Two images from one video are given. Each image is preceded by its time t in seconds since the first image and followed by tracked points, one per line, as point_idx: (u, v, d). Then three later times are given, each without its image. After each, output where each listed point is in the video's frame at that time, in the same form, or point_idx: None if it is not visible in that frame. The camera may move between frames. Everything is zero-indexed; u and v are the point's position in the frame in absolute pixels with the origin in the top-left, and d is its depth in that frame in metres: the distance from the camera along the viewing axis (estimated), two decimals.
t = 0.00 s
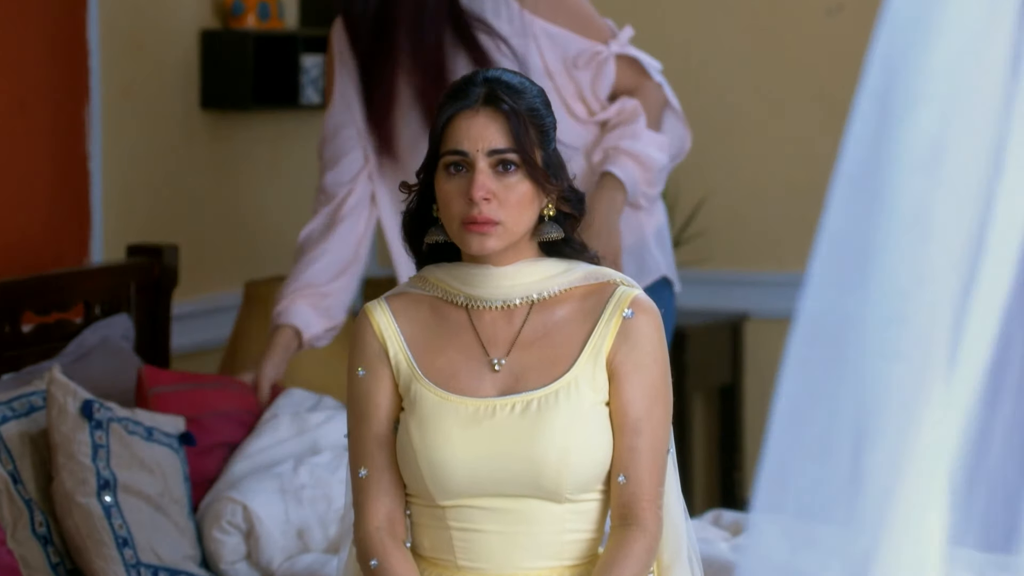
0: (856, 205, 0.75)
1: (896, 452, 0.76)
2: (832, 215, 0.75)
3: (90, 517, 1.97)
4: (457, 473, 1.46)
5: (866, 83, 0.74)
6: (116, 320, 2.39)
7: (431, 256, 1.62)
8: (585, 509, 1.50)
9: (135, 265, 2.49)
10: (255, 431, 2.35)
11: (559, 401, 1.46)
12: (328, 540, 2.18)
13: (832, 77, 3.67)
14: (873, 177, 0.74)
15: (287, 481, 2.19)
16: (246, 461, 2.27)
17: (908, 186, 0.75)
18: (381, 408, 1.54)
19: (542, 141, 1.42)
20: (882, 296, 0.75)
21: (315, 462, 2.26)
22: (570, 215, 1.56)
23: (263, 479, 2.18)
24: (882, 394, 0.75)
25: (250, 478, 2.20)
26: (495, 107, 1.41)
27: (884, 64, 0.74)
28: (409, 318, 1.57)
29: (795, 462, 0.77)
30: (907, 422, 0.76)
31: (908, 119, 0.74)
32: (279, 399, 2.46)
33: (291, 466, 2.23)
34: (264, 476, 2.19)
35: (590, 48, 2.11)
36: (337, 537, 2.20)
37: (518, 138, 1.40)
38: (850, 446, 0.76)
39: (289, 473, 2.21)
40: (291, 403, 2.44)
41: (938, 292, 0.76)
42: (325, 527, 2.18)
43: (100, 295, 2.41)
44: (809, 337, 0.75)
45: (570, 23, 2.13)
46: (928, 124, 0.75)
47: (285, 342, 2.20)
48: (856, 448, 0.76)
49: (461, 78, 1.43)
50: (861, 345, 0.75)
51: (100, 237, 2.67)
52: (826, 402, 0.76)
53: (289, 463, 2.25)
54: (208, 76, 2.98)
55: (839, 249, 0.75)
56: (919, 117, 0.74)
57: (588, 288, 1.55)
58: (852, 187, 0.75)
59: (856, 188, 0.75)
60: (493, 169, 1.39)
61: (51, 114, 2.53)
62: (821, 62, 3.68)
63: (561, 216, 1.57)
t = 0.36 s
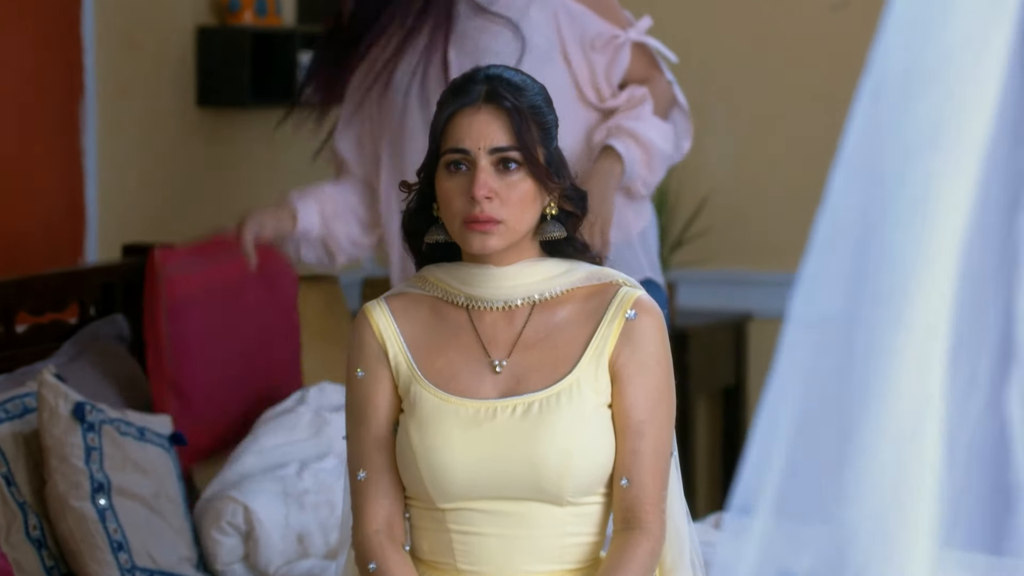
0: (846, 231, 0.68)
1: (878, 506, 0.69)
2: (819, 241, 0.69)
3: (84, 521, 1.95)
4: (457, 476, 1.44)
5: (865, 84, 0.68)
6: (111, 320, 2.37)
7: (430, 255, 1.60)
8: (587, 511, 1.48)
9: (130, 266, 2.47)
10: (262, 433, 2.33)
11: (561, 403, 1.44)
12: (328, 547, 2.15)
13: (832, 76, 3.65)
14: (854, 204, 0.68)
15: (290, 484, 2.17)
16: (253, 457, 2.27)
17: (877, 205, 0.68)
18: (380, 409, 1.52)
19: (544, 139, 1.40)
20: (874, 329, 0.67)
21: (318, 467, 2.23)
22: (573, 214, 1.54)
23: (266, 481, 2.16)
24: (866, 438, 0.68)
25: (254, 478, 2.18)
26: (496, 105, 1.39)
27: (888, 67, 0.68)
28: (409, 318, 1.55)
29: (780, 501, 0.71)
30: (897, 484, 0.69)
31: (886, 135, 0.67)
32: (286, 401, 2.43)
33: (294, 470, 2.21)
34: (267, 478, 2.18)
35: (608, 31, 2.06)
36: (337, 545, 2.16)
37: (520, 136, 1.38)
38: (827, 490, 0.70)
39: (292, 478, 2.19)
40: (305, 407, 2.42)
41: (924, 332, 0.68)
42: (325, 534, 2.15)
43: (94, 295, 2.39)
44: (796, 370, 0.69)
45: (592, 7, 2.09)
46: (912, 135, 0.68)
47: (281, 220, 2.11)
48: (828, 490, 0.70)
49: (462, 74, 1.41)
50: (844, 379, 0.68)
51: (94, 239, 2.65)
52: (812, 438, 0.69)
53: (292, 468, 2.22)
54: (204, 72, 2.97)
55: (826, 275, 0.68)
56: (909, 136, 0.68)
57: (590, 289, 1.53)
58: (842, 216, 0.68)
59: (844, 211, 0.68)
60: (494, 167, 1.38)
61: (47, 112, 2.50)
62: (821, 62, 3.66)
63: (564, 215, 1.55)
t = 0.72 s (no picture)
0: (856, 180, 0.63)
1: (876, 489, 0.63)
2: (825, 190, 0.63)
3: (79, 523, 1.92)
4: (457, 477, 1.42)
5: (859, 66, 0.63)
6: (106, 320, 2.33)
7: (432, 254, 1.58)
8: (589, 514, 1.47)
9: (124, 265, 2.41)
10: (232, 454, 2.33)
11: (562, 404, 1.42)
12: (323, 550, 2.11)
13: (831, 75, 3.65)
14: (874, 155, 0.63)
15: (278, 491, 2.16)
16: (221, 479, 2.28)
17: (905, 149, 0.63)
18: (380, 409, 1.51)
19: (546, 137, 1.40)
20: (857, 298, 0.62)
21: (304, 474, 2.22)
22: (575, 213, 1.53)
23: (255, 487, 2.15)
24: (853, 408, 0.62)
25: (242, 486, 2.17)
26: (498, 102, 1.39)
27: (884, 56, 0.63)
28: (409, 317, 1.53)
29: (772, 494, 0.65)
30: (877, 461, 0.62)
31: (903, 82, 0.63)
32: (248, 426, 2.44)
33: (280, 478, 2.20)
34: (255, 485, 2.16)
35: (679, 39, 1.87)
36: (333, 549, 2.12)
37: (523, 134, 1.38)
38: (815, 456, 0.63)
39: (279, 485, 2.18)
40: (275, 430, 2.42)
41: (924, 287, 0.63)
42: (318, 535, 2.12)
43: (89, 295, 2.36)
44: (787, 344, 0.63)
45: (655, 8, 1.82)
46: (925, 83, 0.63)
47: (351, 113, 1.99)
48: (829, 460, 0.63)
49: (465, 72, 1.42)
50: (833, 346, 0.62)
51: (89, 239, 2.62)
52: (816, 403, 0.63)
53: (278, 476, 2.21)
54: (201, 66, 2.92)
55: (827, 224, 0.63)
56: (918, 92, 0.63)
57: (593, 289, 1.52)
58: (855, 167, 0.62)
59: (838, 191, 0.63)
60: (497, 165, 1.38)
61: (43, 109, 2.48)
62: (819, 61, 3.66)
63: (566, 214, 1.53)
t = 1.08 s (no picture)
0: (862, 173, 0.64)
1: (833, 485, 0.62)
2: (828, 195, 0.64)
3: (74, 526, 1.90)
4: (457, 478, 1.41)
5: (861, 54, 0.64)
6: (100, 321, 2.29)
7: (434, 253, 1.57)
8: (590, 516, 1.45)
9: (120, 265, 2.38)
10: (230, 455, 2.30)
11: (564, 405, 1.41)
12: (321, 553, 2.11)
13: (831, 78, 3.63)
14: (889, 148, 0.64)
15: (276, 493, 2.14)
16: (218, 478, 2.25)
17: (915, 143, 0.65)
18: (379, 409, 1.49)
19: (550, 135, 1.42)
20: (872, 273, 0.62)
21: (302, 475, 2.21)
22: (579, 212, 1.51)
23: (253, 489, 2.13)
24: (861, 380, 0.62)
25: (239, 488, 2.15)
26: (502, 99, 1.41)
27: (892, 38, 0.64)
28: (410, 317, 1.52)
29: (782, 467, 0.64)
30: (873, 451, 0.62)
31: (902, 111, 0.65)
32: (245, 428, 2.41)
33: (278, 479, 2.19)
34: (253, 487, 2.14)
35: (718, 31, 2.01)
36: (331, 551, 2.12)
37: (527, 132, 1.40)
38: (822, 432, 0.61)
39: (277, 486, 2.16)
40: (272, 433, 2.39)
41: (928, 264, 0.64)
42: (316, 538, 2.11)
43: (85, 294, 2.32)
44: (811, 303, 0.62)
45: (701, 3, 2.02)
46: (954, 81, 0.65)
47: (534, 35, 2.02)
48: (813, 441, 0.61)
49: (468, 69, 1.43)
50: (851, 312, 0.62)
51: (84, 237, 2.52)
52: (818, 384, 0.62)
53: (276, 478, 2.20)
54: (198, 64, 2.79)
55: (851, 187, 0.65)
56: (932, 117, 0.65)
57: (596, 290, 1.50)
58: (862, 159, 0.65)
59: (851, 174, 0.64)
60: (500, 164, 1.40)
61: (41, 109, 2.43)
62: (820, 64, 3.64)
63: (569, 213, 1.52)
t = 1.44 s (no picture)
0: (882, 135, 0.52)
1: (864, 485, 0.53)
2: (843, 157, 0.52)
3: (69, 529, 1.88)
4: (456, 481, 1.39)
5: None
6: (95, 321, 2.27)
7: (433, 252, 1.55)
8: (589, 518, 1.43)
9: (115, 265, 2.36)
10: (226, 457, 2.29)
11: (565, 406, 1.39)
12: (319, 555, 2.09)
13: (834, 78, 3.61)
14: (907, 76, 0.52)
15: (273, 496, 2.13)
16: (216, 480, 2.24)
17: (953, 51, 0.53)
18: (377, 410, 1.47)
19: (551, 134, 1.41)
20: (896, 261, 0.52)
21: (299, 479, 2.19)
22: (580, 211, 1.50)
23: (250, 492, 2.12)
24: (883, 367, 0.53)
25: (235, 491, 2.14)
26: (502, 97, 1.40)
27: None
28: (409, 317, 1.50)
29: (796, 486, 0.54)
30: (909, 439, 0.53)
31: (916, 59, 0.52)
32: (243, 430, 2.40)
33: (276, 482, 2.17)
34: (250, 490, 2.13)
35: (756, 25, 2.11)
36: (328, 553, 2.10)
37: (528, 131, 1.39)
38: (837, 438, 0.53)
39: (275, 490, 2.15)
40: (271, 435, 2.38)
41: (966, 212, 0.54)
42: (313, 540, 2.10)
43: (80, 294, 2.30)
44: (831, 299, 0.52)
45: None
46: None
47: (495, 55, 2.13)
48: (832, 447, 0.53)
49: (468, 66, 1.41)
50: (880, 296, 0.52)
51: (79, 236, 2.50)
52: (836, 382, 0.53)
53: (272, 480, 2.18)
54: (195, 61, 2.77)
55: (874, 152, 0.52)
56: (966, 16, 0.52)
57: (597, 290, 1.49)
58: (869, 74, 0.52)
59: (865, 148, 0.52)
60: (501, 163, 1.39)
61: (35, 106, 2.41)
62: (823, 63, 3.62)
63: (571, 212, 1.50)
